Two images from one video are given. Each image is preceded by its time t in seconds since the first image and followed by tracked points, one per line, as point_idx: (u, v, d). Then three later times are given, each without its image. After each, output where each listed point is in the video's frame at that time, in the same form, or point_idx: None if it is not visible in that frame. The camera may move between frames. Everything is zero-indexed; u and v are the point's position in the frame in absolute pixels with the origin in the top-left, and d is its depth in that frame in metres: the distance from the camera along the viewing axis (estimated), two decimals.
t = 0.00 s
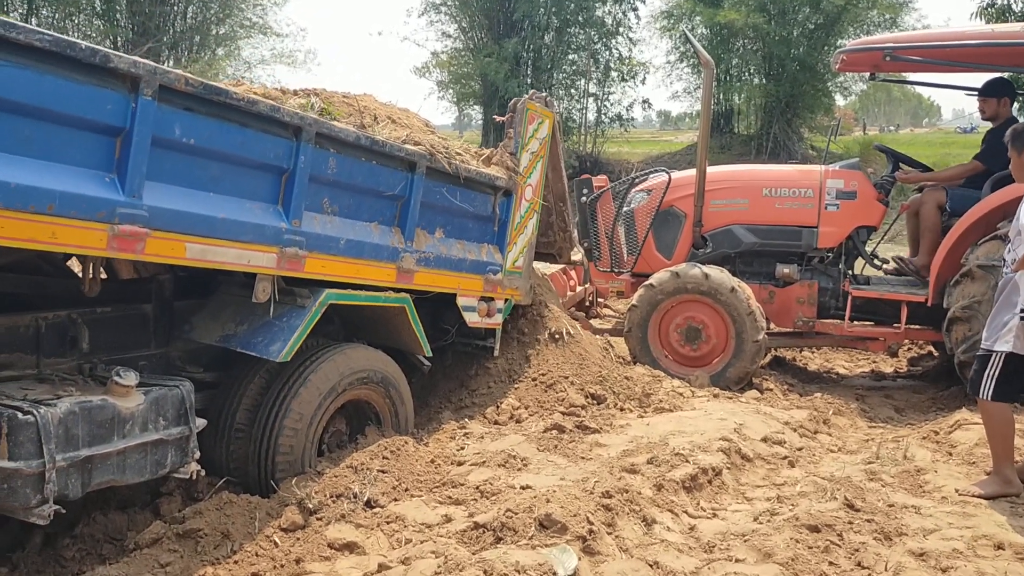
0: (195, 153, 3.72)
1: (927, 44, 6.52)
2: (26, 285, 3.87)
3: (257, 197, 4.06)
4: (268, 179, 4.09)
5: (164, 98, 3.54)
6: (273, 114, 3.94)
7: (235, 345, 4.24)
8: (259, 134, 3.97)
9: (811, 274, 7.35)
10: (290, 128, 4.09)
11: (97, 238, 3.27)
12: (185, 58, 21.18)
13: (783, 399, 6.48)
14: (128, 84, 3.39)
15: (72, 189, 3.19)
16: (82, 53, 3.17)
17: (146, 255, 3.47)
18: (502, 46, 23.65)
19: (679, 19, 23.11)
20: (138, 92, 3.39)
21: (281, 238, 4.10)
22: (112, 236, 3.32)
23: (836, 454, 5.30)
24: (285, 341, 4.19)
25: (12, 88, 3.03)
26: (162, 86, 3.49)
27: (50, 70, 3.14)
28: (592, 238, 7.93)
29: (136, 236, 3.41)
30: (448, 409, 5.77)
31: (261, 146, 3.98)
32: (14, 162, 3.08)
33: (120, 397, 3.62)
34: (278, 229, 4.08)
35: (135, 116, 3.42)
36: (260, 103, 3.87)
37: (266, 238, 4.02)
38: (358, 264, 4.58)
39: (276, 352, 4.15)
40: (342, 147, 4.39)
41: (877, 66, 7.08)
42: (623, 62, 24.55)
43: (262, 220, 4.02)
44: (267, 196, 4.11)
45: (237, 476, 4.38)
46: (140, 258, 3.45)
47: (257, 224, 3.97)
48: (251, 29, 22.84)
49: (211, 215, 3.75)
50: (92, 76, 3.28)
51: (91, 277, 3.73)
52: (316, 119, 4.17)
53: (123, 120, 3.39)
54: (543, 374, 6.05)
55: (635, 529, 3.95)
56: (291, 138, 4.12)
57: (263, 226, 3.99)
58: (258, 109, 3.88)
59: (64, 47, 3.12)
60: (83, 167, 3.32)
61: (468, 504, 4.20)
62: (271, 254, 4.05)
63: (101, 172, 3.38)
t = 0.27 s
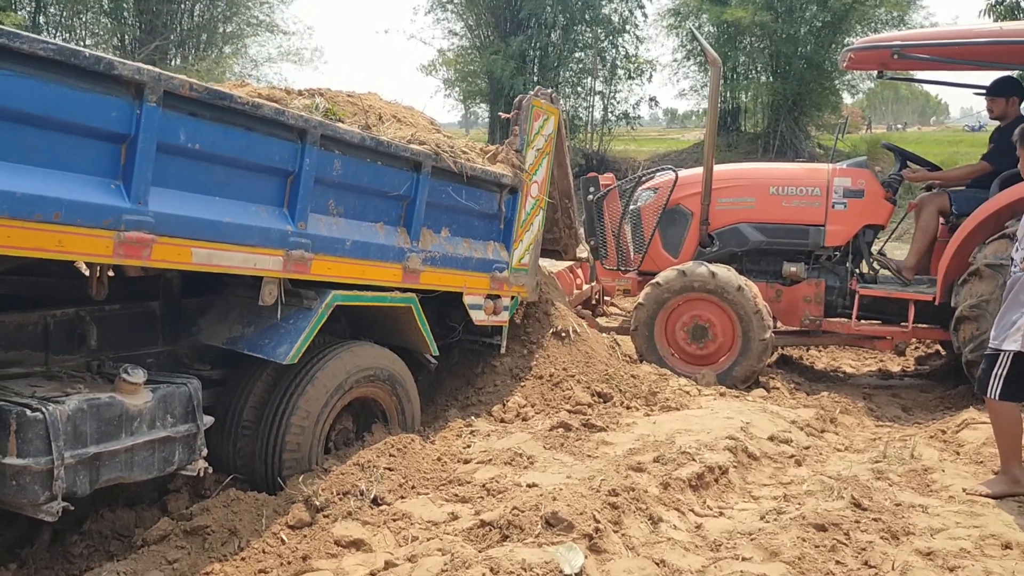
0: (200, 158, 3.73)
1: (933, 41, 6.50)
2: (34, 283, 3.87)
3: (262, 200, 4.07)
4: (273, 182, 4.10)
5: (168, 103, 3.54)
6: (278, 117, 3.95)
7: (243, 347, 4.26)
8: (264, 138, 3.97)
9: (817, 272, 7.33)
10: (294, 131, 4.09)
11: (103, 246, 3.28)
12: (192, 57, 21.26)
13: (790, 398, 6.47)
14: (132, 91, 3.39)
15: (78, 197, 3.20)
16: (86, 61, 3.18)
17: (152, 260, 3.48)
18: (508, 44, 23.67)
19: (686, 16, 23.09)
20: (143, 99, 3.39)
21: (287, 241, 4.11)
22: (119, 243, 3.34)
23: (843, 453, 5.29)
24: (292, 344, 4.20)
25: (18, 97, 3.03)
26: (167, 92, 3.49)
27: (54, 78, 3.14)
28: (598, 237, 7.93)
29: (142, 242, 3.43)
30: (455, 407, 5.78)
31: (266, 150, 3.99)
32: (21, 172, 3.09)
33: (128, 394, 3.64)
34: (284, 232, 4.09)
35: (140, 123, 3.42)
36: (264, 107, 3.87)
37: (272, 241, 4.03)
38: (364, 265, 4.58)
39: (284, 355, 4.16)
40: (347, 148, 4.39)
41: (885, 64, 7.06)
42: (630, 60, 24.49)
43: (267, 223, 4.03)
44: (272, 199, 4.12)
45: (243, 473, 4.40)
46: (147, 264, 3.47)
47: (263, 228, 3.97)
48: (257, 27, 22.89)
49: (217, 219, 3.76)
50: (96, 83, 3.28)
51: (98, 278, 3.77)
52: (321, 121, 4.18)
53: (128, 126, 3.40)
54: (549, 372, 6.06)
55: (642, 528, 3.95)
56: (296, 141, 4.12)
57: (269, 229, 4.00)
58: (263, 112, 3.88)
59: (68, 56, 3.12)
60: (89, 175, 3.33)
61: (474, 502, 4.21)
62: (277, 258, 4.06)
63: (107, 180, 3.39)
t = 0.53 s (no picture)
0: (208, 162, 3.74)
1: (944, 38, 6.50)
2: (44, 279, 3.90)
3: (270, 202, 4.08)
4: (281, 183, 4.11)
5: (176, 108, 3.54)
6: (285, 119, 3.95)
7: (251, 348, 4.29)
8: (271, 140, 3.97)
9: (827, 269, 7.34)
10: (302, 132, 4.10)
11: (112, 251, 3.30)
12: (202, 54, 21.35)
13: (799, 396, 6.46)
14: (139, 97, 3.40)
15: (87, 204, 3.21)
16: (93, 68, 3.18)
17: (162, 265, 3.50)
18: (516, 41, 23.69)
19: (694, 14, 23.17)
20: (151, 104, 3.40)
21: (296, 243, 4.12)
22: (128, 248, 3.35)
23: (852, 451, 5.27)
24: (301, 344, 4.22)
25: (26, 106, 3.04)
26: (174, 96, 3.49)
27: (62, 86, 3.15)
28: (607, 234, 7.90)
29: (151, 247, 3.45)
30: (463, 403, 5.79)
31: (274, 152, 3.99)
32: (30, 180, 3.10)
33: (138, 390, 3.66)
34: (292, 234, 4.10)
35: (148, 128, 3.43)
36: (272, 109, 3.87)
37: (280, 243, 4.04)
38: (372, 265, 4.59)
39: (292, 355, 4.19)
40: (354, 149, 4.40)
41: (895, 61, 7.04)
42: (638, 57, 24.42)
43: (276, 225, 4.04)
44: (280, 201, 4.13)
45: (253, 469, 4.42)
46: (156, 268, 3.49)
47: (271, 230, 3.99)
48: (267, 24, 22.96)
49: (225, 223, 3.77)
50: (103, 90, 3.28)
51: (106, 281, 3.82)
52: (328, 122, 4.18)
53: (136, 132, 3.40)
54: (557, 370, 6.07)
55: (650, 525, 3.95)
56: (304, 142, 4.13)
57: (277, 232, 4.01)
58: (270, 115, 3.88)
59: (75, 63, 3.12)
60: (97, 181, 3.34)
61: (483, 499, 4.22)
62: (286, 259, 4.08)
63: (116, 186, 3.40)
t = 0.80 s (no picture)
0: (218, 165, 3.74)
1: (959, 35, 6.47)
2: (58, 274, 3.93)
3: (280, 204, 4.09)
4: (291, 185, 4.12)
5: (186, 112, 3.55)
6: (294, 121, 3.95)
7: (262, 348, 4.29)
8: (281, 142, 3.98)
9: (838, 267, 7.28)
10: (311, 133, 4.10)
11: (124, 256, 3.32)
12: (213, 50, 21.48)
13: (810, 394, 6.45)
14: (149, 101, 3.40)
15: (98, 210, 3.23)
16: (103, 74, 3.18)
17: (173, 269, 3.52)
18: (525, 37, 23.73)
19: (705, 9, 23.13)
20: (160, 109, 3.40)
21: (306, 244, 4.13)
22: (140, 253, 3.37)
23: (863, 449, 5.26)
24: (312, 345, 4.22)
25: (36, 113, 3.05)
26: (184, 100, 3.50)
27: (72, 92, 3.15)
28: (617, 231, 7.87)
29: (163, 252, 3.47)
30: (473, 400, 5.81)
31: (284, 154, 4.00)
32: (41, 187, 3.12)
33: (151, 385, 3.68)
34: (303, 235, 4.12)
35: (158, 133, 3.44)
36: (281, 111, 3.88)
37: (291, 244, 4.06)
38: (383, 265, 4.61)
39: (303, 356, 4.19)
40: (364, 149, 4.40)
41: (908, 58, 7.00)
42: (648, 53, 24.37)
43: (286, 227, 4.05)
44: (291, 202, 4.14)
45: (265, 464, 4.44)
46: (168, 272, 3.50)
47: (281, 232, 4.00)
48: (277, 21, 23.14)
49: (236, 226, 3.78)
50: (113, 95, 3.29)
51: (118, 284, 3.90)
52: (338, 123, 4.18)
53: (146, 137, 3.41)
54: (568, 366, 6.08)
55: (661, 522, 3.96)
56: (313, 143, 4.13)
57: (288, 233, 4.03)
58: (280, 117, 3.89)
59: (84, 69, 3.13)
60: (108, 186, 3.35)
61: (493, 495, 4.23)
62: (296, 261, 4.09)
63: (127, 190, 3.41)
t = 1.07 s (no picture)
0: (227, 169, 3.76)
1: (970, 32, 6.45)
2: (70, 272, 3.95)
3: (290, 207, 4.10)
4: (300, 187, 4.13)
5: (195, 117, 3.56)
6: (303, 124, 3.97)
7: (273, 349, 4.28)
8: (290, 145, 3.99)
9: (849, 264, 7.25)
10: (320, 136, 4.12)
11: (134, 263, 3.34)
12: (222, 48, 21.58)
13: (819, 392, 6.44)
14: (158, 108, 3.42)
15: (108, 217, 3.25)
16: (112, 82, 3.21)
17: (184, 275, 3.54)
18: (534, 35, 23.74)
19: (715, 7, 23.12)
20: (169, 115, 3.42)
21: (316, 246, 4.15)
22: (150, 259, 3.39)
23: (874, 448, 5.25)
24: (322, 347, 4.23)
25: (46, 122, 3.07)
26: (193, 106, 3.51)
27: (81, 100, 3.17)
28: (627, 229, 7.89)
29: (173, 258, 3.49)
30: (483, 397, 5.82)
31: (292, 157, 4.01)
32: (52, 195, 3.14)
33: (163, 381, 3.70)
34: (312, 238, 4.13)
35: (167, 139, 3.46)
36: (290, 114, 3.89)
37: (300, 247, 4.07)
38: (392, 265, 4.61)
39: (314, 358, 4.20)
40: (372, 150, 4.41)
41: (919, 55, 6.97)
42: (657, 51, 24.31)
43: (296, 229, 4.07)
44: (300, 204, 4.15)
45: (275, 461, 4.46)
46: (178, 278, 3.52)
47: (291, 235, 4.01)
48: (285, 19, 23.25)
49: (246, 230, 3.80)
50: (122, 102, 3.31)
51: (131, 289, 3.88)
52: (346, 125, 4.20)
53: (155, 143, 3.43)
54: (577, 364, 6.09)
55: (671, 519, 3.96)
56: (322, 145, 4.15)
57: (297, 236, 4.04)
58: (288, 120, 3.90)
59: (93, 77, 3.15)
60: (118, 193, 3.38)
61: (503, 492, 4.24)
62: (306, 263, 4.10)
63: (137, 197, 3.44)
